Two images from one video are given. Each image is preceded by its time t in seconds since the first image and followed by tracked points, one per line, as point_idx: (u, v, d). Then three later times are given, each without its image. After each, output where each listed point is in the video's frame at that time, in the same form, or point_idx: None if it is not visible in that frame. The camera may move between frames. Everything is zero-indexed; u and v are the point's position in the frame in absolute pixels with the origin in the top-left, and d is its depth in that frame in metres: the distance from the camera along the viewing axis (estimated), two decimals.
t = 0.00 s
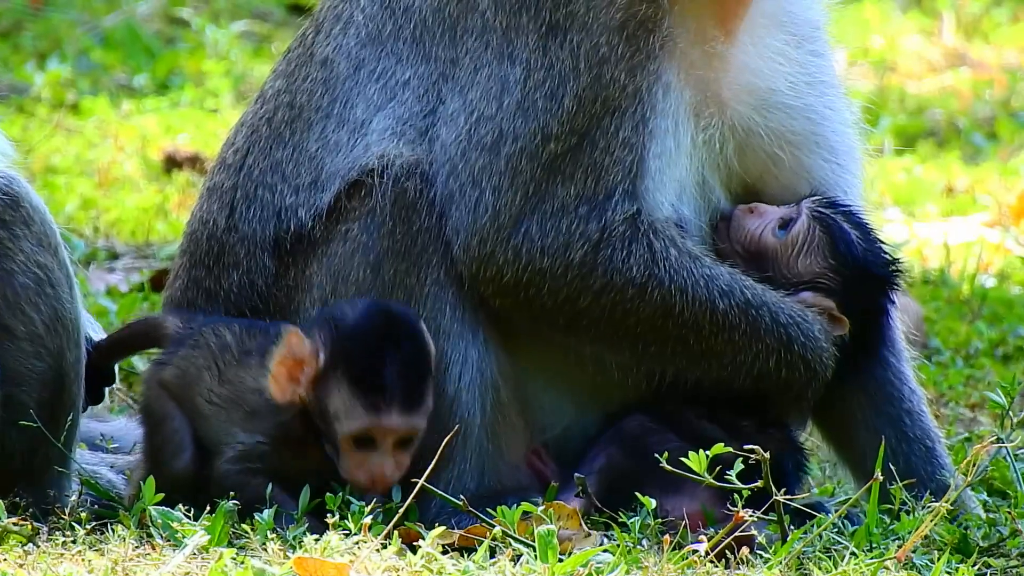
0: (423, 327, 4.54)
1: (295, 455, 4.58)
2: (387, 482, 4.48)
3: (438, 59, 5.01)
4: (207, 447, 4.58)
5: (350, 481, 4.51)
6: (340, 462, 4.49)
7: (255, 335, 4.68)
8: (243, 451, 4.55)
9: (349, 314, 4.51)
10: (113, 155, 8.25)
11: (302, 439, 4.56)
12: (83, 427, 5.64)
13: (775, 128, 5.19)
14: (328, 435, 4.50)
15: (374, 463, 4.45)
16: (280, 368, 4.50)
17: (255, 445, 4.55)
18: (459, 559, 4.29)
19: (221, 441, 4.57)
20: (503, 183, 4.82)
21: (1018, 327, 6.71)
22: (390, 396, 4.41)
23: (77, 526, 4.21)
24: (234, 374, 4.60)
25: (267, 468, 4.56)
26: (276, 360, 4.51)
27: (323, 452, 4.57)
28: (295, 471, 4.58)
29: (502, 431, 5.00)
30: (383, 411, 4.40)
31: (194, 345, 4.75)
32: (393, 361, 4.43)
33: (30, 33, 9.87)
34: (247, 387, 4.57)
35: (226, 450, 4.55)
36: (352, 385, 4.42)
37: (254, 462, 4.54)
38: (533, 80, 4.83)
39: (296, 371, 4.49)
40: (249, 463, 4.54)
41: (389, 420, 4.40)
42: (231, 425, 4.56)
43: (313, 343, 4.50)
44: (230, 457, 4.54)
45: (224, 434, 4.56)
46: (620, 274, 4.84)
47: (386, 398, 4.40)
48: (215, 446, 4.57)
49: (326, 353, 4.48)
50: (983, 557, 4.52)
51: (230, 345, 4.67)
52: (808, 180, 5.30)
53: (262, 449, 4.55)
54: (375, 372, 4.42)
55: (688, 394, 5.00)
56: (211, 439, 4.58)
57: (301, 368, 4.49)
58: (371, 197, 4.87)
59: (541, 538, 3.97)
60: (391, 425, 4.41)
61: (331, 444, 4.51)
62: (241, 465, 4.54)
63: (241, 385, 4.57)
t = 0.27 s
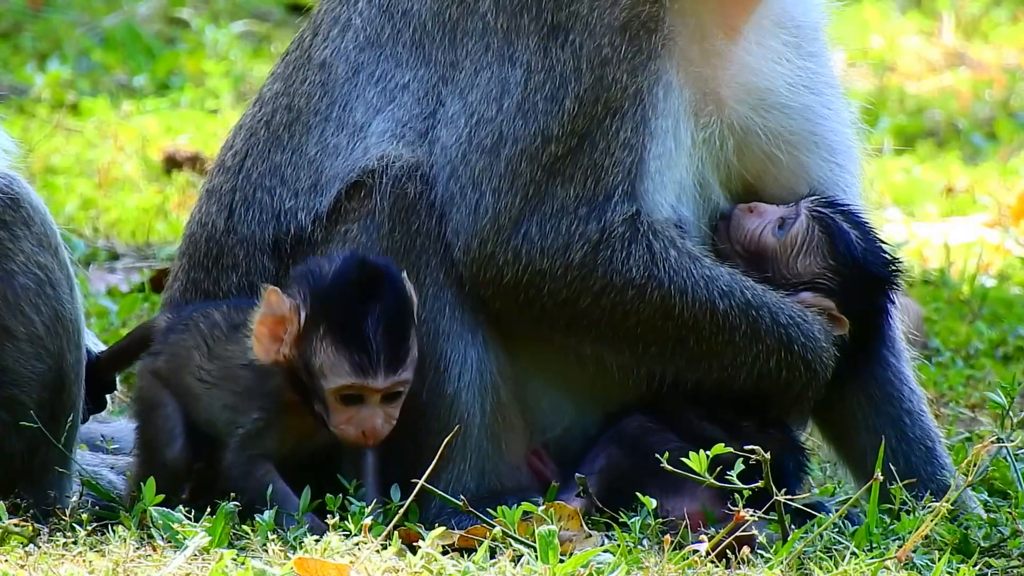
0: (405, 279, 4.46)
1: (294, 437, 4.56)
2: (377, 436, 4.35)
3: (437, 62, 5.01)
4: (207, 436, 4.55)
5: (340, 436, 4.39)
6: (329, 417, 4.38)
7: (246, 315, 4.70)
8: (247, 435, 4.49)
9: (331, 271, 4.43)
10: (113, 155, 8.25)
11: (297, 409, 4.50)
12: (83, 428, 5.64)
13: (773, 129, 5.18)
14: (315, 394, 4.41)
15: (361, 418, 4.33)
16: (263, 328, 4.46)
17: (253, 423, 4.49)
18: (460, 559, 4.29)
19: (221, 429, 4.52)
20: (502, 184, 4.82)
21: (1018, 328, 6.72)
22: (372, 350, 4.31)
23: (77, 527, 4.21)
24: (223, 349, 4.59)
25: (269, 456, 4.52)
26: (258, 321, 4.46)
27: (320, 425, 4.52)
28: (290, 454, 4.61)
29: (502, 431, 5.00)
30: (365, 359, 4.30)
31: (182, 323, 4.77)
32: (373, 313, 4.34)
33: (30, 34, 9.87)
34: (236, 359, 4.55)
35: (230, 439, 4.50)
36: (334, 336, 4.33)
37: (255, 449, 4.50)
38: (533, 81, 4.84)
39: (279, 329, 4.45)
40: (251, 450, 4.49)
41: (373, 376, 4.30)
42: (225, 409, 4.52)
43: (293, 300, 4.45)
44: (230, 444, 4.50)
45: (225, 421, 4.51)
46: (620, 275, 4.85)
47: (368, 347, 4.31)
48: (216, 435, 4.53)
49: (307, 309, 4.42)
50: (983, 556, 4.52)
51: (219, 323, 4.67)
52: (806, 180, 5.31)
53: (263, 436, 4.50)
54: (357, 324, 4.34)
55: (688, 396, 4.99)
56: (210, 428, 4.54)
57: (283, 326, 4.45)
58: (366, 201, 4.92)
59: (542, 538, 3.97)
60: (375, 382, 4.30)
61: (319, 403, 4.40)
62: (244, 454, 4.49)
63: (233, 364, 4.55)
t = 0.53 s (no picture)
0: (405, 265, 4.39)
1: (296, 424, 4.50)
2: (371, 421, 4.32)
3: (439, 62, 5.02)
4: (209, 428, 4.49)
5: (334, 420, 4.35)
6: (322, 401, 4.33)
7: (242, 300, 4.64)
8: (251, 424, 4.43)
9: (331, 253, 4.36)
10: (113, 156, 8.26)
11: (296, 392, 4.43)
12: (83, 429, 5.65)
13: (774, 129, 5.20)
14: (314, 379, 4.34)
15: (354, 405, 4.29)
16: (263, 307, 4.38)
17: (256, 412, 4.43)
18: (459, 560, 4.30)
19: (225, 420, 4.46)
20: (504, 182, 4.82)
21: (1018, 327, 6.72)
22: (368, 340, 4.24)
23: (77, 528, 4.21)
24: (221, 333, 4.54)
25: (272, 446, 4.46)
26: (258, 300, 4.39)
27: (320, 410, 4.46)
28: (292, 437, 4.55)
29: (502, 431, 5.00)
30: (360, 350, 4.24)
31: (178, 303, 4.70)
32: (372, 302, 4.27)
33: (30, 36, 9.88)
34: (236, 344, 4.49)
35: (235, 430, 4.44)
36: (330, 323, 4.27)
37: (259, 439, 4.43)
38: (535, 79, 4.83)
39: (279, 311, 4.37)
40: (255, 440, 4.43)
41: (368, 367, 4.24)
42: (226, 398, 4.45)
43: (293, 282, 4.37)
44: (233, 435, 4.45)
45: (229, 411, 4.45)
46: (622, 273, 4.85)
47: (363, 336, 4.24)
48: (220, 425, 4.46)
49: (305, 293, 4.34)
50: (983, 557, 4.53)
51: (216, 306, 4.62)
52: (806, 179, 5.31)
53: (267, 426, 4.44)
54: (354, 311, 4.27)
55: (688, 395, 5.00)
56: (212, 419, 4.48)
57: (283, 308, 4.37)
58: (366, 201, 4.93)
59: (541, 539, 3.97)
60: (370, 373, 4.25)
61: (314, 385, 4.35)
62: (248, 444, 4.43)
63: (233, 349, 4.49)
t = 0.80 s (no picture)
0: (387, 259, 4.36)
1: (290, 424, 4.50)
2: (361, 417, 4.32)
3: (440, 62, 5.02)
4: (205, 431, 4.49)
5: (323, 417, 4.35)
6: (311, 400, 4.33)
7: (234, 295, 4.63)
8: (247, 427, 4.43)
9: (311, 251, 4.33)
10: (113, 155, 8.25)
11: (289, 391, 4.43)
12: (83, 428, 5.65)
13: (775, 129, 5.20)
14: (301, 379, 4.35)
15: (343, 406, 4.30)
16: (246, 309, 4.38)
17: (251, 415, 4.43)
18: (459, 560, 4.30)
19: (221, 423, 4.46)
20: (504, 182, 4.82)
21: (1017, 327, 6.72)
22: (353, 340, 4.23)
23: (77, 528, 4.21)
24: (211, 331, 4.53)
25: (269, 449, 4.47)
26: (241, 302, 4.39)
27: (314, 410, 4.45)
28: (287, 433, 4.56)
29: (502, 431, 5.01)
30: (344, 350, 4.23)
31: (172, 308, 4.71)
32: (354, 300, 4.25)
33: (30, 35, 9.88)
34: (228, 344, 4.49)
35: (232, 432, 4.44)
36: (312, 323, 4.26)
37: (255, 441, 4.44)
38: (536, 79, 4.83)
39: (261, 311, 4.37)
40: (251, 444, 4.44)
41: (354, 368, 4.24)
42: (222, 399, 4.46)
43: (273, 282, 4.37)
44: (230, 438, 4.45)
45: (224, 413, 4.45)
46: (622, 274, 4.85)
47: (346, 336, 4.23)
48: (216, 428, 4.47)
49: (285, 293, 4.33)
50: (983, 556, 4.53)
51: (208, 304, 4.62)
52: (805, 180, 5.31)
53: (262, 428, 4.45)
54: (335, 311, 4.25)
55: (687, 395, 5.00)
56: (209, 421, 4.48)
57: (265, 309, 4.37)
58: (369, 199, 4.93)
59: (541, 539, 3.97)
60: (356, 373, 4.24)
61: (302, 385, 4.35)
62: (245, 447, 4.44)
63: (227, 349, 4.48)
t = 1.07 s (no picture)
0: (384, 245, 4.38)
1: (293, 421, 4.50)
2: (362, 405, 4.35)
3: (440, 63, 5.02)
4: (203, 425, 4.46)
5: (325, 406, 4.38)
6: (312, 389, 4.36)
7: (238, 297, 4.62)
8: (248, 424, 4.42)
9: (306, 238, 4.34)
10: (113, 155, 8.25)
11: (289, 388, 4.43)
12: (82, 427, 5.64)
13: (775, 130, 5.19)
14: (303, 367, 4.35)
15: (344, 393, 4.32)
16: (246, 300, 4.40)
17: (252, 412, 4.42)
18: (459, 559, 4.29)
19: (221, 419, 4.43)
20: (503, 183, 4.83)
21: (1017, 327, 6.72)
22: (353, 326, 4.26)
23: (77, 527, 4.20)
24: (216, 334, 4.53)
25: (269, 446, 4.45)
26: (242, 293, 4.41)
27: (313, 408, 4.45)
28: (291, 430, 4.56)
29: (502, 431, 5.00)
30: (344, 337, 4.25)
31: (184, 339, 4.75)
32: (351, 286, 4.27)
33: (30, 34, 9.88)
34: (229, 343, 4.48)
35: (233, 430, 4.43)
36: (312, 312, 4.28)
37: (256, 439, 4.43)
38: (536, 79, 4.83)
39: (262, 302, 4.38)
40: (252, 441, 4.43)
41: (355, 354, 4.27)
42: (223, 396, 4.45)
43: (272, 272, 4.38)
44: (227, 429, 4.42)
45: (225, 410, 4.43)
46: (620, 274, 4.85)
47: (345, 323, 4.26)
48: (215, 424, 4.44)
49: (284, 282, 4.35)
50: (983, 556, 4.52)
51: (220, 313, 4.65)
52: (804, 180, 5.30)
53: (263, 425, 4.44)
54: (333, 298, 4.27)
55: (687, 395, 5.00)
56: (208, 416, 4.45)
57: (265, 299, 4.38)
58: (366, 199, 4.93)
59: (541, 539, 3.96)
60: (357, 359, 4.27)
61: (304, 374, 4.36)
62: (246, 444, 4.42)
63: (230, 347, 4.48)
